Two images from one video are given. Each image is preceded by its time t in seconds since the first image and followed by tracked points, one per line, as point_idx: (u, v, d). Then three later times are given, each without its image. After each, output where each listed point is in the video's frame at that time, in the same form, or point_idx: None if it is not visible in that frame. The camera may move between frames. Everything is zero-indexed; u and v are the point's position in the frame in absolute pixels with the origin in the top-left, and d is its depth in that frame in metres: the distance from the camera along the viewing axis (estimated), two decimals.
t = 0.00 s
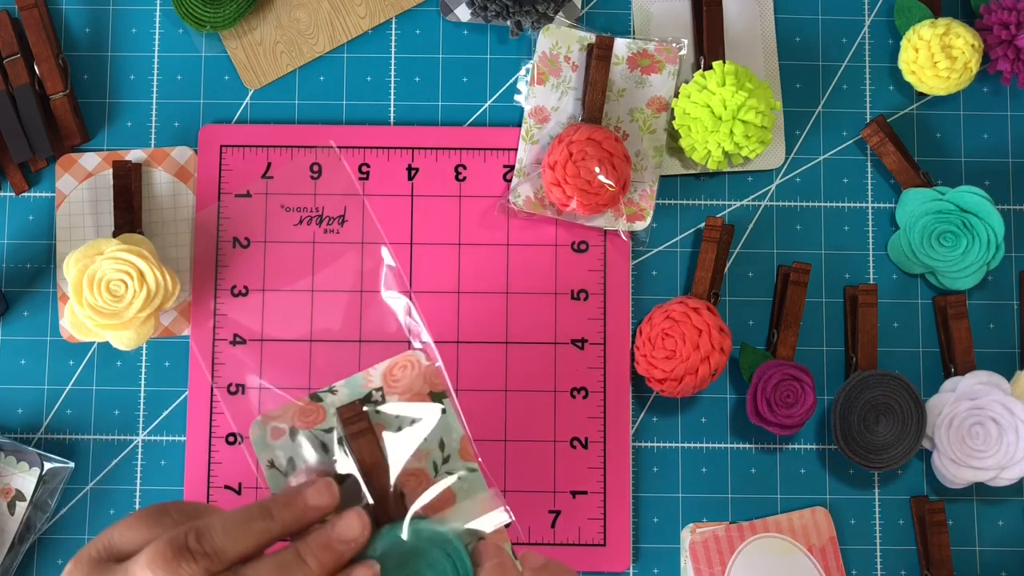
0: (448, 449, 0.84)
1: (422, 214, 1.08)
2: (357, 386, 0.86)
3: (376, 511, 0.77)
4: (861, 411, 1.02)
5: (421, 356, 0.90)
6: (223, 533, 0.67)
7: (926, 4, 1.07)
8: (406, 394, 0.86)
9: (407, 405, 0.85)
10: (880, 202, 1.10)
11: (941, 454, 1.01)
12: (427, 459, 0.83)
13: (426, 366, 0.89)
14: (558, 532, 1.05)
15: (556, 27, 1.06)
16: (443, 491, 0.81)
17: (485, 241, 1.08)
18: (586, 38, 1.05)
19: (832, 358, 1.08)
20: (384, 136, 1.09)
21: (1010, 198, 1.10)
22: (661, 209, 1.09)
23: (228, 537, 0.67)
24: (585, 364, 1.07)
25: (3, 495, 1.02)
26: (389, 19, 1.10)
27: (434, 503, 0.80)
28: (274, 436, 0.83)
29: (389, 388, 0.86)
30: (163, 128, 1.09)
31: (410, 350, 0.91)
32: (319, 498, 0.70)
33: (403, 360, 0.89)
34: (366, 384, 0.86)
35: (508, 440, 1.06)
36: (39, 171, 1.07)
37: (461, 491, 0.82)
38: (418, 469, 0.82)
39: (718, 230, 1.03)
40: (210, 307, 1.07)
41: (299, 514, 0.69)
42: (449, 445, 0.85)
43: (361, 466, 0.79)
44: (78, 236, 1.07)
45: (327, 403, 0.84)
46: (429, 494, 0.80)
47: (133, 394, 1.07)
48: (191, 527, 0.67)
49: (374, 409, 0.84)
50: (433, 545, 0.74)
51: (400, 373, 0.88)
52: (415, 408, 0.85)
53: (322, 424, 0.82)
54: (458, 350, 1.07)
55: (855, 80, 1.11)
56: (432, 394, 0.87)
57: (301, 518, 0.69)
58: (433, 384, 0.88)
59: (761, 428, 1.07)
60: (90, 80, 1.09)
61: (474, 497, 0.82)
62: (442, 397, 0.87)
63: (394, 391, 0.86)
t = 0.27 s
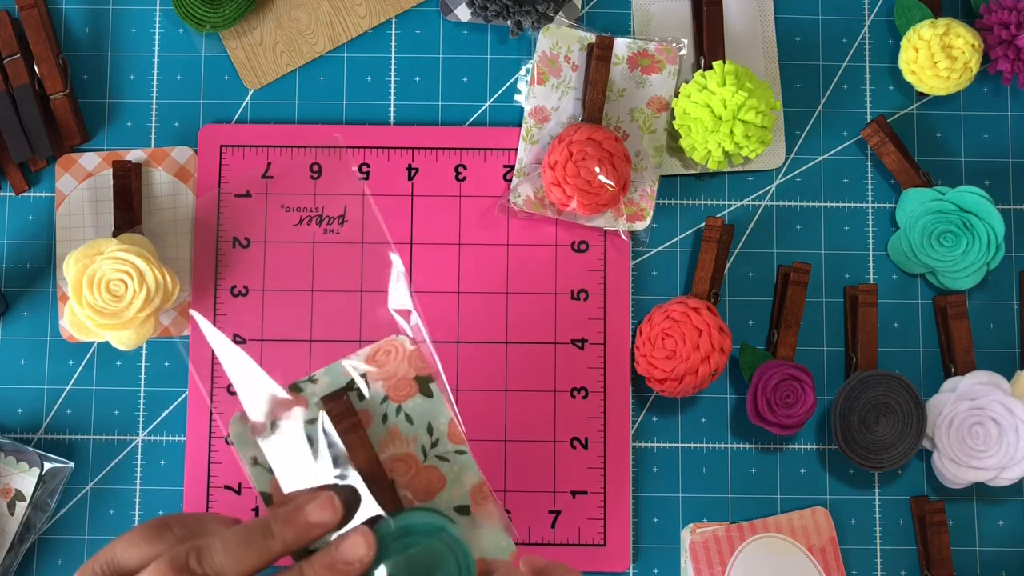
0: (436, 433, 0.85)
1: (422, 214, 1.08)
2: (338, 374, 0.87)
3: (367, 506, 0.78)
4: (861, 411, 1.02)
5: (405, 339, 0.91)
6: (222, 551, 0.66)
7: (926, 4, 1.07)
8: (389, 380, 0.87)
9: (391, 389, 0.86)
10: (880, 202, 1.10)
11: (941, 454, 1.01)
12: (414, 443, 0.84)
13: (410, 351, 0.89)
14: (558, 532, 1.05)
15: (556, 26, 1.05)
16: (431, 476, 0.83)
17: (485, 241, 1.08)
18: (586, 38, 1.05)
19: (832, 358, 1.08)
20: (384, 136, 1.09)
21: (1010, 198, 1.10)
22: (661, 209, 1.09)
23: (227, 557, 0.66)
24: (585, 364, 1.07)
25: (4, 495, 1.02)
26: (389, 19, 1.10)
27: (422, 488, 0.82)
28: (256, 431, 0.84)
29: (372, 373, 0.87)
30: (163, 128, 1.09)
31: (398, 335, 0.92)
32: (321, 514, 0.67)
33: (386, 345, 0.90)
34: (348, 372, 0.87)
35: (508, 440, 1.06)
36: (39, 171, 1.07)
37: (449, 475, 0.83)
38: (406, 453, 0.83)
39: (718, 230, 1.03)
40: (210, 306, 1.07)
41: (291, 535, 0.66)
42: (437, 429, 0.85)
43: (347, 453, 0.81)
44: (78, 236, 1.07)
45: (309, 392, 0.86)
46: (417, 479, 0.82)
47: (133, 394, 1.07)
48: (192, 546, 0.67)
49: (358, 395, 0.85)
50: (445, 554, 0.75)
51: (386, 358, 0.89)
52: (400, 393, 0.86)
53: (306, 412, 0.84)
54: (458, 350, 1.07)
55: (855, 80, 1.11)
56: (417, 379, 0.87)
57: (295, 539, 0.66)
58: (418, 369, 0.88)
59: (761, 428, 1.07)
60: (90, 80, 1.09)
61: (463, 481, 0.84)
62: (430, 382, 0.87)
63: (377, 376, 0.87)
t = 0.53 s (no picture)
0: (476, 416, 0.93)
1: (422, 214, 1.08)
2: (420, 340, 0.93)
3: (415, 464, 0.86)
4: (862, 411, 1.02)
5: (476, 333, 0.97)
6: (299, 439, 0.76)
7: (926, 4, 1.07)
8: (456, 361, 0.94)
9: (454, 369, 0.94)
10: (880, 202, 1.10)
11: (942, 454, 1.01)
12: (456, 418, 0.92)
13: (477, 346, 0.95)
14: (558, 532, 1.05)
15: (556, 26, 1.05)
16: (462, 450, 0.92)
17: (485, 241, 1.08)
18: (586, 38, 1.05)
19: (832, 359, 1.08)
20: (384, 136, 1.09)
21: (1010, 198, 1.10)
22: (661, 209, 1.09)
23: (305, 444, 0.76)
24: (585, 364, 1.07)
25: (4, 495, 1.02)
26: (389, 19, 1.10)
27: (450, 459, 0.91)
28: (343, 357, 0.91)
29: (442, 351, 0.94)
30: (163, 128, 1.09)
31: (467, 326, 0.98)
32: (397, 457, 0.72)
33: (461, 334, 0.95)
34: (428, 341, 0.93)
35: (508, 440, 1.05)
36: (39, 171, 1.07)
37: (477, 454, 0.92)
38: (447, 426, 0.92)
39: (718, 230, 1.04)
40: (209, 307, 1.07)
41: (360, 437, 0.76)
42: (478, 414, 0.93)
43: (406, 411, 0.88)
44: (78, 236, 1.07)
45: (392, 349, 0.92)
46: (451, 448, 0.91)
47: (133, 394, 1.07)
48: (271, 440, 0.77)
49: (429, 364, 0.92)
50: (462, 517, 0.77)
51: (455, 343, 0.94)
52: (460, 375, 0.94)
53: (385, 363, 0.91)
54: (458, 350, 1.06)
55: (855, 80, 1.11)
56: (478, 371, 0.94)
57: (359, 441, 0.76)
58: (479, 362, 0.95)
59: (762, 428, 1.07)
60: (90, 80, 1.09)
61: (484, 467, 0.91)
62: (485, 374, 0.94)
63: (447, 357, 0.94)
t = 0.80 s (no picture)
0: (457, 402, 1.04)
1: (422, 214, 1.08)
2: (404, 338, 1.04)
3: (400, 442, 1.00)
4: (861, 411, 1.02)
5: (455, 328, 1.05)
6: (282, 425, 0.89)
7: (926, 4, 1.07)
8: (436, 355, 1.04)
9: (435, 361, 1.04)
10: (880, 202, 1.10)
11: (941, 454, 1.01)
12: (440, 405, 1.04)
13: (456, 339, 1.05)
14: (558, 532, 1.05)
15: (556, 27, 1.06)
16: (445, 433, 1.04)
17: (485, 241, 1.08)
18: (586, 38, 1.05)
19: (832, 359, 1.08)
20: (384, 136, 1.09)
21: (1010, 198, 1.10)
22: (661, 209, 1.09)
23: (283, 422, 0.89)
24: (585, 364, 1.07)
25: (7, 499, 1.03)
26: (389, 19, 1.10)
27: (436, 441, 1.03)
28: (336, 361, 1.03)
29: (424, 347, 1.04)
30: (163, 128, 1.09)
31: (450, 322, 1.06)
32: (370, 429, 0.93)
33: (442, 329, 1.05)
34: (411, 340, 1.04)
35: (508, 440, 1.06)
36: (39, 171, 1.07)
37: (459, 435, 1.04)
38: (432, 412, 1.04)
39: (718, 230, 1.03)
40: (210, 307, 1.07)
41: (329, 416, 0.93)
42: (459, 400, 1.04)
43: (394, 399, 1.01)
44: (78, 236, 1.07)
45: (381, 348, 1.04)
46: (435, 432, 1.03)
47: (133, 394, 1.07)
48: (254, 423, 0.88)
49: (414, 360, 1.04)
50: (439, 475, 0.99)
51: (435, 339, 1.05)
52: (442, 366, 1.04)
53: (373, 362, 1.03)
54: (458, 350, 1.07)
55: (855, 80, 1.11)
56: (456, 362, 1.05)
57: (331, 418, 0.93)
58: (458, 353, 1.05)
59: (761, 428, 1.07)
60: (90, 80, 1.09)
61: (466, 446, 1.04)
62: (464, 364, 1.05)
63: (428, 350, 1.04)
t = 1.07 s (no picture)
0: (448, 407, 1.04)
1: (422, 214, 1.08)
2: (392, 347, 1.04)
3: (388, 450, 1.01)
4: (862, 411, 1.02)
5: (439, 333, 1.05)
6: (256, 459, 0.91)
7: (926, 4, 1.07)
8: (424, 361, 1.04)
9: (424, 368, 1.04)
10: (880, 202, 1.10)
11: (941, 454, 1.01)
12: (430, 412, 1.04)
13: (441, 344, 1.04)
14: (558, 532, 1.05)
15: (556, 27, 1.06)
16: (438, 439, 1.04)
17: (485, 241, 1.08)
18: (586, 38, 1.05)
19: (832, 359, 1.08)
20: (384, 136, 1.09)
21: (1010, 198, 1.10)
22: (661, 209, 1.09)
23: (262, 461, 0.92)
24: (585, 364, 1.07)
25: (8, 499, 1.03)
26: (389, 19, 1.10)
27: (430, 447, 1.04)
28: (328, 374, 1.04)
29: (412, 354, 1.04)
30: (163, 128, 1.09)
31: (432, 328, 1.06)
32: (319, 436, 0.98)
33: (426, 335, 1.05)
34: (398, 350, 1.04)
35: (508, 440, 1.06)
36: (39, 171, 1.07)
37: (452, 441, 1.04)
38: (424, 419, 1.04)
39: (718, 230, 1.03)
40: (210, 306, 1.07)
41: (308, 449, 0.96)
42: (450, 405, 1.04)
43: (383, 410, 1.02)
44: (78, 236, 1.07)
45: (370, 358, 1.04)
46: (428, 438, 1.04)
47: (133, 394, 1.07)
48: (223, 464, 0.90)
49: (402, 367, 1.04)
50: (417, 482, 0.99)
51: (420, 345, 1.04)
52: (430, 372, 1.04)
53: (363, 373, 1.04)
54: (459, 349, 1.07)
55: (855, 80, 1.11)
56: (444, 367, 1.04)
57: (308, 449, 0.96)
58: (445, 359, 1.04)
59: (761, 428, 1.07)
60: (90, 80, 1.09)
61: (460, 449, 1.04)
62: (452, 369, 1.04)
63: (417, 357, 1.04)
